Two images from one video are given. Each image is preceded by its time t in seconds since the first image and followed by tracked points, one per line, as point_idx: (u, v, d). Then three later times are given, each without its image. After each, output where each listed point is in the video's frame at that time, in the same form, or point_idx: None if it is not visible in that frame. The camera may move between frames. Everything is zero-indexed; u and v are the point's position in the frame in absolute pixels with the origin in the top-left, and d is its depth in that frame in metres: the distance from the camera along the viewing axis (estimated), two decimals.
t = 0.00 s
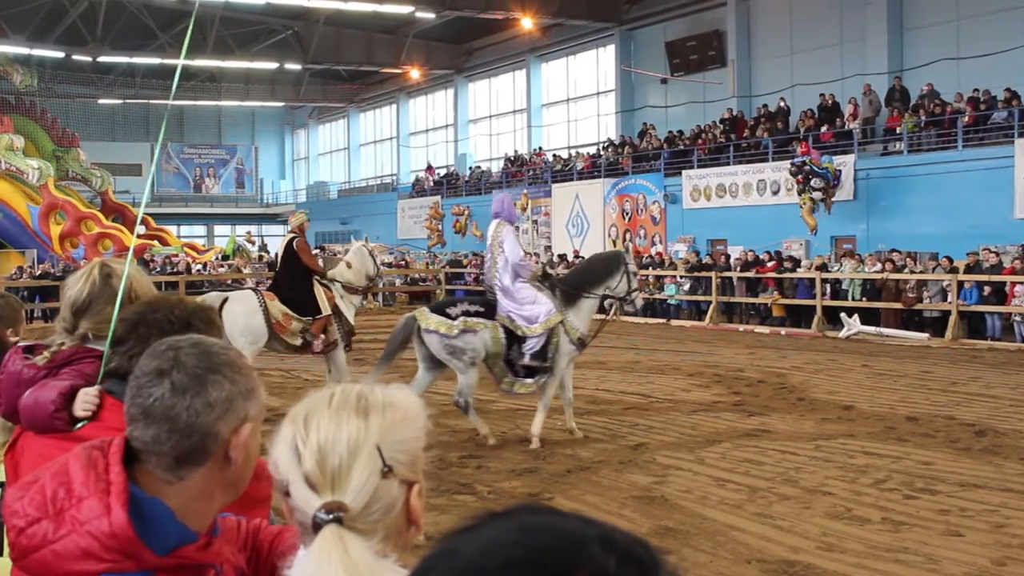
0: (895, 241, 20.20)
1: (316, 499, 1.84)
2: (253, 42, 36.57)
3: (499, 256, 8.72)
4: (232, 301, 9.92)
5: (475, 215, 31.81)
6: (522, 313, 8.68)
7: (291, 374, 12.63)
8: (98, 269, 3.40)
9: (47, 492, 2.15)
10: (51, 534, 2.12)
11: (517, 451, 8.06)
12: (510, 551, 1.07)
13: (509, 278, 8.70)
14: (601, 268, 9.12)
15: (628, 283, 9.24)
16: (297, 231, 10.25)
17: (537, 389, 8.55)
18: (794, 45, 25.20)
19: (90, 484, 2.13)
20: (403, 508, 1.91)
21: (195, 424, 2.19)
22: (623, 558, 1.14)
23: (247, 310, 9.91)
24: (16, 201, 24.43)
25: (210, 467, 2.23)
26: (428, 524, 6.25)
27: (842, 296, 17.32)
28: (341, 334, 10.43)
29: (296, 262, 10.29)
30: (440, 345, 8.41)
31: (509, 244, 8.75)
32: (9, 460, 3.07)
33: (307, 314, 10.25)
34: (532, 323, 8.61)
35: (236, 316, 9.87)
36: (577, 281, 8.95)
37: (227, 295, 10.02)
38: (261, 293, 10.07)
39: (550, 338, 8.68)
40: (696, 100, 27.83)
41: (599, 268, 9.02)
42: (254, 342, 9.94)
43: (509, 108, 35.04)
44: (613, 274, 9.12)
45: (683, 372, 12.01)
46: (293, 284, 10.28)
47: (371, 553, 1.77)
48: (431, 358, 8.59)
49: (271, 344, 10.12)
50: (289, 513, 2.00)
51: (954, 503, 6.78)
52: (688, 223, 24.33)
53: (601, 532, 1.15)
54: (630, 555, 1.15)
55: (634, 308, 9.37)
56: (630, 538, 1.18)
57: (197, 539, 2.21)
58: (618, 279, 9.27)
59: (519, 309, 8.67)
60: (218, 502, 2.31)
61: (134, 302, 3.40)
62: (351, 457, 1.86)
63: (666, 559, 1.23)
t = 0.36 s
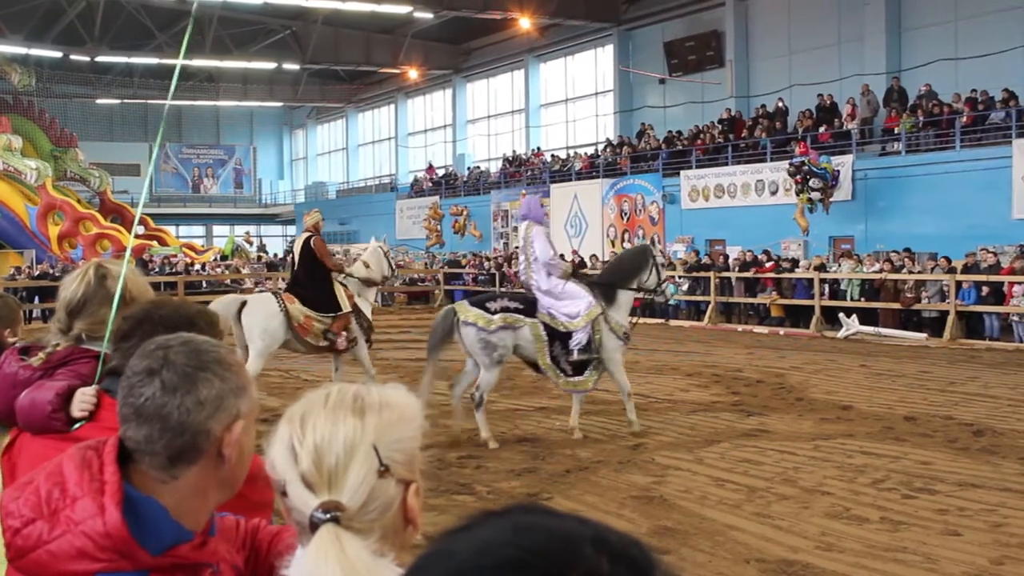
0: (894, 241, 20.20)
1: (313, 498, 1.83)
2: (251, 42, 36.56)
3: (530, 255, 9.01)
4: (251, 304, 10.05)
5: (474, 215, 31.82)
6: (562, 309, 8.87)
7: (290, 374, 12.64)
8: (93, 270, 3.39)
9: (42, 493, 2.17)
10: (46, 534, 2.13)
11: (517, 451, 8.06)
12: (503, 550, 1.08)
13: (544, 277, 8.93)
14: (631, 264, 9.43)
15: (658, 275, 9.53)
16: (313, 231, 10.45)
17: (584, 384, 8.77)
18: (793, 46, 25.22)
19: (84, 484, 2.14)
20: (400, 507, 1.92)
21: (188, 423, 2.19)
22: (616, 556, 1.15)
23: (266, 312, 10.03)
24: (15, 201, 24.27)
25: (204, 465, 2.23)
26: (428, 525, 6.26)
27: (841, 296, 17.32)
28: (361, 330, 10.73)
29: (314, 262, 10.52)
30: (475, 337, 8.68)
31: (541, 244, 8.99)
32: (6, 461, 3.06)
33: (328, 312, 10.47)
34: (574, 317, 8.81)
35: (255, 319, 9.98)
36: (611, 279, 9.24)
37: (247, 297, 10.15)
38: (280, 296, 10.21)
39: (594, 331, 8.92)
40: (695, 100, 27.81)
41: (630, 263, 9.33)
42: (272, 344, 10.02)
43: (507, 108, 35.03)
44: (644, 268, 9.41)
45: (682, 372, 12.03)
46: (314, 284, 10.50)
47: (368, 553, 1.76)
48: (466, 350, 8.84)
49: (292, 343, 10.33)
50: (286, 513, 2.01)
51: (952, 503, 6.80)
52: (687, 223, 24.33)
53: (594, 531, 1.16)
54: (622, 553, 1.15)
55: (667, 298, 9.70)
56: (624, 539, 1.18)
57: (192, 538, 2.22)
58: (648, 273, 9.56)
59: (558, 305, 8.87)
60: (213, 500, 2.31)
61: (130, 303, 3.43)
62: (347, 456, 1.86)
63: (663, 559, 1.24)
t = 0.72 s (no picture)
0: (889, 242, 20.24)
1: (308, 498, 1.84)
2: (247, 42, 36.53)
3: (571, 249, 9.00)
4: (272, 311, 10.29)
5: (469, 215, 31.87)
6: (594, 310, 8.91)
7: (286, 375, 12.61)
8: (78, 271, 3.37)
9: (36, 493, 2.16)
10: (40, 534, 2.12)
11: (513, 451, 8.06)
12: (491, 550, 1.08)
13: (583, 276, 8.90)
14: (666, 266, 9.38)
15: (690, 282, 9.51)
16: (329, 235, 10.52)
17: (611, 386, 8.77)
18: (788, 46, 25.27)
19: (79, 484, 2.14)
20: (395, 506, 1.93)
21: (181, 422, 2.19)
22: (604, 555, 1.15)
23: (286, 320, 10.27)
24: (10, 201, 24.33)
25: (198, 465, 2.24)
26: (423, 525, 6.26)
27: (836, 296, 17.32)
28: (383, 330, 10.81)
29: (331, 266, 10.61)
30: (507, 339, 8.73)
31: (580, 240, 9.05)
32: None
33: (348, 316, 10.59)
34: (606, 319, 8.83)
35: (274, 326, 10.24)
36: (643, 280, 9.22)
37: (267, 303, 10.37)
38: (301, 303, 10.39)
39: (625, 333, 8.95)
40: (690, 100, 27.86)
41: (664, 266, 9.27)
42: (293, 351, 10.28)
43: (503, 108, 35.05)
44: (677, 271, 9.36)
45: (677, 372, 12.03)
46: (334, 289, 10.62)
47: (362, 552, 1.77)
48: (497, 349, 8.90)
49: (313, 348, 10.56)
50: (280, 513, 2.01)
51: (947, 503, 6.81)
52: (682, 223, 24.30)
53: (582, 531, 1.16)
54: (609, 549, 1.16)
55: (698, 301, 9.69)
56: (612, 537, 1.19)
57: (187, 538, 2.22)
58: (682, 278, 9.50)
59: (593, 305, 8.90)
60: (208, 499, 2.31)
61: (119, 307, 3.44)
62: (342, 455, 1.86)
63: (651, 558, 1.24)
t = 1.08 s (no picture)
0: (881, 242, 20.29)
1: (299, 498, 1.84)
2: (240, 43, 36.49)
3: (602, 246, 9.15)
4: (288, 302, 10.24)
5: (462, 215, 31.96)
6: (626, 306, 9.07)
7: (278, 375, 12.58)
8: (68, 270, 3.36)
9: (27, 495, 2.16)
10: (32, 536, 2.13)
11: (506, 451, 8.05)
12: (479, 549, 1.09)
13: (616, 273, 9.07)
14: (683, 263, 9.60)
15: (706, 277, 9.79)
16: (354, 233, 10.64)
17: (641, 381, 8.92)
18: (780, 47, 25.35)
19: (70, 485, 2.15)
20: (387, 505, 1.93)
21: (172, 422, 2.18)
22: (596, 552, 1.15)
23: (302, 312, 10.24)
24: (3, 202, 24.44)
25: (189, 465, 2.22)
26: (415, 524, 6.25)
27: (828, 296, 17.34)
28: (393, 334, 10.80)
29: (353, 264, 10.71)
30: (542, 333, 8.88)
31: (613, 236, 9.19)
32: None
33: (361, 315, 10.62)
34: (635, 316, 9.04)
35: (291, 317, 10.22)
36: (665, 278, 9.41)
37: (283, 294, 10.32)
38: (316, 296, 10.36)
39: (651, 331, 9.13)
40: (683, 101, 27.94)
41: (683, 263, 9.53)
42: (310, 343, 10.28)
43: (496, 108, 35.11)
44: (693, 268, 9.59)
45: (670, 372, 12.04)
46: (352, 287, 10.68)
47: (354, 553, 1.78)
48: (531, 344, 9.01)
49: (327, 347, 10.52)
50: (273, 512, 2.01)
51: (938, 503, 6.83)
52: (675, 223, 24.32)
53: (572, 528, 1.16)
54: (600, 546, 1.16)
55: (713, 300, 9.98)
56: (605, 534, 1.19)
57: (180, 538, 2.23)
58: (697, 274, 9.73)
59: (624, 301, 9.06)
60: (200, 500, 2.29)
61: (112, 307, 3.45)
62: (334, 454, 1.87)
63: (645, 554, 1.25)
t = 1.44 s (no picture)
0: (867, 243, 20.37)
1: (285, 500, 1.85)
2: (229, 45, 36.42)
3: (626, 251, 9.29)
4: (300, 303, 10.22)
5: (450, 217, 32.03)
6: (647, 308, 9.27)
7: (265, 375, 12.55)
8: (57, 271, 3.39)
9: (12, 496, 2.17)
10: (16, 539, 2.12)
11: (494, 451, 8.05)
12: (460, 549, 1.09)
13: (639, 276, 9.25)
14: (706, 267, 9.92)
15: (727, 281, 10.13)
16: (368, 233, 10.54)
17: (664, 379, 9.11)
18: (768, 49, 25.44)
19: (55, 487, 2.15)
20: (373, 508, 1.94)
21: (157, 423, 2.20)
22: (577, 552, 1.17)
23: (314, 312, 10.16)
24: None
25: (175, 466, 2.24)
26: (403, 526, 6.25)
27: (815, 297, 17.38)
28: (408, 334, 10.75)
29: (366, 263, 10.62)
30: (569, 332, 8.95)
31: (636, 241, 9.35)
32: None
33: (374, 314, 10.55)
34: (658, 318, 9.23)
35: (304, 317, 10.15)
36: (683, 281, 9.78)
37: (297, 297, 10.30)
38: (329, 296, 10.29)
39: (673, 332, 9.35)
40: (670, 103, 28.05)
41: (704, 267, 9.81)
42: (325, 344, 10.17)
43: (485, 111, 35.22)
44: (716, 272, 9.93)
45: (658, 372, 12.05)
46: (364, 286, 10.61)
47: (340, 553, 1.78)
48: (554, 343, 9.11)
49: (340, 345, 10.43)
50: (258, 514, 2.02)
51: (925, 502, 6.87)
52: (663, 225, 24.47)
53: (552, 527, 1.18)
54: (580, 547, 1.17)
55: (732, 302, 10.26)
56: (584, 534, 1.21)
57: (165, 541, 2.24)
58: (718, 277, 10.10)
59: (646, 303, 9.25)
60: (186, 501, 2.31)
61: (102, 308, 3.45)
62: (320, 456, 1.88)
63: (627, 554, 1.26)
